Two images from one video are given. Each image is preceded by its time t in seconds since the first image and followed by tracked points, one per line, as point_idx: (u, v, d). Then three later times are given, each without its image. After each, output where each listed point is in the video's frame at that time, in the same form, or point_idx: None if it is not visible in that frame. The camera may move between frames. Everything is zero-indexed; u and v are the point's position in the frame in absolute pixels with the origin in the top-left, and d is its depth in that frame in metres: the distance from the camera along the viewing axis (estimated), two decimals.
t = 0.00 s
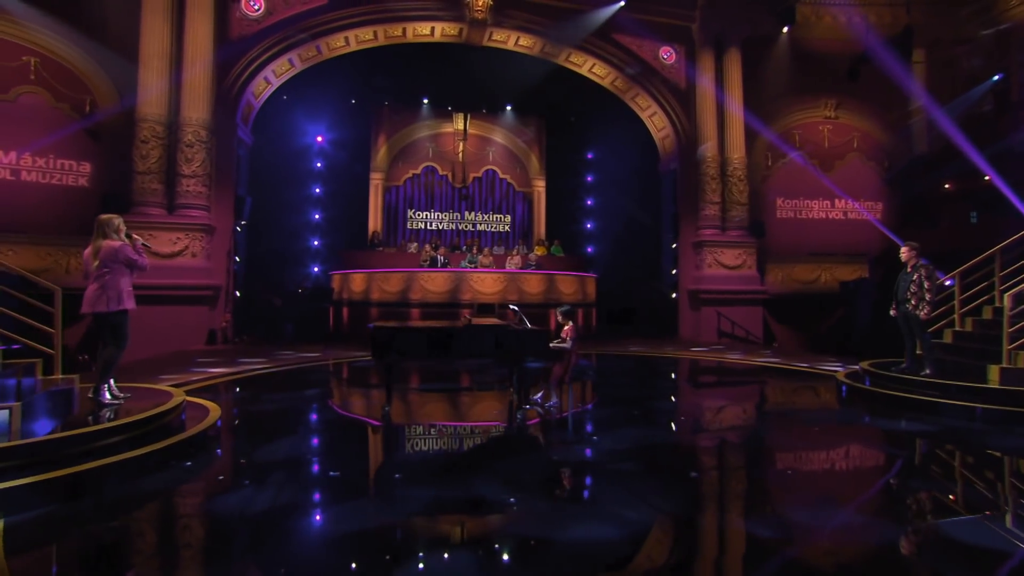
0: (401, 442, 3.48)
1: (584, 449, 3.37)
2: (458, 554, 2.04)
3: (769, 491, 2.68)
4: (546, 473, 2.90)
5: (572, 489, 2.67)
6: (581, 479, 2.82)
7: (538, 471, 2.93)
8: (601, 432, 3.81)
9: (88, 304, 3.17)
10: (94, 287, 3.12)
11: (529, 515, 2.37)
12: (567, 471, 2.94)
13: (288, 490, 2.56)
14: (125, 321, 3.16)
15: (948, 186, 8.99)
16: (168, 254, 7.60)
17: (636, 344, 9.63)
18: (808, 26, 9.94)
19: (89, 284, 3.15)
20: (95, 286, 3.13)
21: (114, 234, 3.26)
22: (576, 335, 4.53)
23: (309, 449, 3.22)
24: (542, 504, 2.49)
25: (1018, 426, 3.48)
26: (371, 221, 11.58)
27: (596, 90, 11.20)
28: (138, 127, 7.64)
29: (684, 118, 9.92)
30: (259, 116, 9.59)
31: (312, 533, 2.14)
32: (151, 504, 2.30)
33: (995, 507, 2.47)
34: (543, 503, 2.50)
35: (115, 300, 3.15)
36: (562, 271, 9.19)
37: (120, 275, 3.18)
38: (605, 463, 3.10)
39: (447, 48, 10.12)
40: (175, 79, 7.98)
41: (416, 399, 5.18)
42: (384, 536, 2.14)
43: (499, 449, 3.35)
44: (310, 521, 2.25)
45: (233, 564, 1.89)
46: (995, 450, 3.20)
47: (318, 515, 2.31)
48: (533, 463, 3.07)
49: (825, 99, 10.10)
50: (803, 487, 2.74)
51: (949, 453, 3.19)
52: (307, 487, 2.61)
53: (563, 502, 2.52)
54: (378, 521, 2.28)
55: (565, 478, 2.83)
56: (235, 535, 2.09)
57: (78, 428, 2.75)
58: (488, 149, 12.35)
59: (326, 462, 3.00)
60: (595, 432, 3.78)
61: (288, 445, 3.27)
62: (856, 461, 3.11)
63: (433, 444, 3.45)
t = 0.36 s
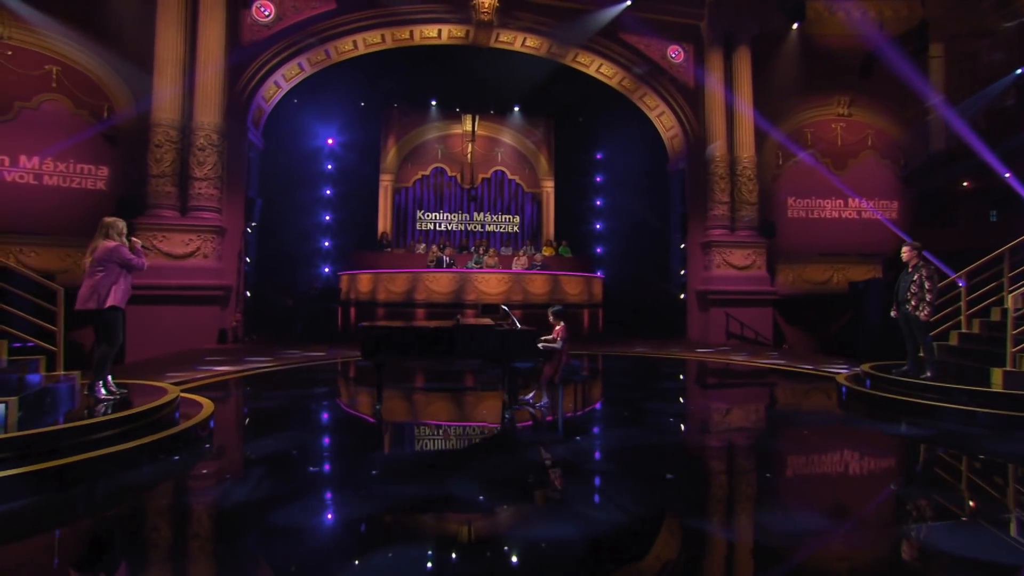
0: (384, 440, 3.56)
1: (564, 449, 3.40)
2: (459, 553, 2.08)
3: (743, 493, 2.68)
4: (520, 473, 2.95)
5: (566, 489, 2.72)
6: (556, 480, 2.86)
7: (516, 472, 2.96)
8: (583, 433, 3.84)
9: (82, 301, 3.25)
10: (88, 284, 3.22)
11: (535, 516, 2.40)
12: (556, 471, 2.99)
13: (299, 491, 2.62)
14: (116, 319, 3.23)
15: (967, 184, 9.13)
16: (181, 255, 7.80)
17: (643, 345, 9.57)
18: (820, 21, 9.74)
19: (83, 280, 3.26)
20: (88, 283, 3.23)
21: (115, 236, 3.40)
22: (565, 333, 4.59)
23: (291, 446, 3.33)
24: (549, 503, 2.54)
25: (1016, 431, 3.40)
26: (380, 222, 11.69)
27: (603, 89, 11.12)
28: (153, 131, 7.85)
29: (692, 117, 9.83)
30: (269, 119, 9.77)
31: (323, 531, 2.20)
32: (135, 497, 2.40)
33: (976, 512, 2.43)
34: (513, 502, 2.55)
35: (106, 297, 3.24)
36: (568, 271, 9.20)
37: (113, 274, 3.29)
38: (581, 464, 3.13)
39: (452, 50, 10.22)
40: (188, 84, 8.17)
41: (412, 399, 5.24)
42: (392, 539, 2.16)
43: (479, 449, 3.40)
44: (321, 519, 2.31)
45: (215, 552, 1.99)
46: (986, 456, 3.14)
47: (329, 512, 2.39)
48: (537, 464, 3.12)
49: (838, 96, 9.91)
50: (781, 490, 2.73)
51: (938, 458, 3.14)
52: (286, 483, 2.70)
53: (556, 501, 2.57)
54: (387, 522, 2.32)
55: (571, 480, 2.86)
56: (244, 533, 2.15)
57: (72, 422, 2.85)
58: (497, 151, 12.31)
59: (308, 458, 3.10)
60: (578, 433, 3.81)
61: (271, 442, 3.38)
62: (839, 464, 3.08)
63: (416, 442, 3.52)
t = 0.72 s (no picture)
0: (372, 439, 3.63)
1: (546, 450, 3.43)
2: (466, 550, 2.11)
3: (724, 496, 2.67)
4: (496, 471, 3.01)
5: (565, 489, 2.75)
6: (538, 478, 2.92)
7: (500, 472, 3.00)
8: (569, 434, 3.86)
9: (82, 300, 3.32)
10: (90, 285, 3.29)
11: (548, 517, 2.42)
12: (549, 471, 3.03)
13: (310, 490, 2.68)
14: (116, 321, 3.30)
15: (990, 180, 8.77)
16: (194, 258, 8.03)
17: (652, 346, 9.48)
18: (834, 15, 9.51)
19: (86, 280, 3.32)
20: (90, 284, 3.30)
21: (120, 240, 3.47)
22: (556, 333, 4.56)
23: (278, 443, 3.43)
24: (565, 504, 2.57)
25: (1018, 436, 3.31)
26: (391, 224, 11.81)
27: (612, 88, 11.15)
28: (168, 137, 8.08)
29: (702, 116, 9.73)
30: (281, 123, 9.95)
31: (334, 528, 2.27)
32: (123, 492, 2.50)
33: (960, 517, 2.38)
34: (489, 499, 2.62)
35: (108, 298, 3.31)
36: (575, 272, 9.17)
37: (116, 276, 3.36)
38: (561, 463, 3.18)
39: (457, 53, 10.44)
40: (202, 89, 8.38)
41: (411, 399, 5.28)
42: (411, 541, 2.18)
43: (463, 448, 3.46)
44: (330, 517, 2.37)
45: (197, 544, 2.08)
46: (980, 461, 3.06)
47: (338, 509, 2.46)
48: (550, 464, 3.15)
49: (853, 92, 9.73)
50: (761, 493, 2.70)
51: (930, 463, 3.07)
52: (271, 480, 2.78)
53: (549, 500, 2.62)
54: (398, 521, 2.36)
55: (575, 482, 2.87)
56: (244, 529, 2.22)
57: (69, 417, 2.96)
58: (507, 152, 12.34)
59: (292, 456, 3.19)
60: (564, 433, 3.83)
61: (261, 439, 3.47)
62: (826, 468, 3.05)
63: (405, 441, 3.59)
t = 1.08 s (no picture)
0: (365, 437, 3.71)
1: (532, 450, 3.45)
2: (477, 553, 2.13)
3: (737, 500, 2.63)
4: (476, 470, 3.05)
5: (554, 490, 2.77)
6: (531, 477, 2.96)
7: (490, 472, 3.03)
8: (556, 434, 3.87)
9: (85, 300, 3.44)
10: (92, 285, 3.41)
11: (559, 518, 2.43)
12: (538, 472, 3.05)
13: (303, 486, 2.74)
14: (116, 322, 3.41)
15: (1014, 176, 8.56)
16: (208, 259, 8.23)
17: (661, 347, 9.40)
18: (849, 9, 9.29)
19: (89, 281, 3.44)
20: (93, 284, 3.41)
21: (124, 243, 3.58)
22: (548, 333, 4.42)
23: (271, 439, 3.51)
24: (576, 506, 2.57)
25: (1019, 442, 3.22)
26: (402, 226, 11.89)
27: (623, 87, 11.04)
28: (183, 141, 8.29)
29: (712, 115, 9.62)
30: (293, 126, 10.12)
31: (343, 524, 2.33)
32: (116, 485, 2.60)
33: (947, 522, 2.34)
34: (474, 498, 2.65)
35: (110, 299, 3.43)
36: (583, 272, 9.14)
37: (118, 277, 3.47)
38: (548, 462, 3.22)
39: (463, 59, 10.79)
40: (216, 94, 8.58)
41: (411, 398, 5.34)
42: (419, 540, 2.21)
43: (452, 447, 3.51)
44: (341, 515, 2.42)
45: (184, 533, 2.18)
46: (974, 466, 2.99)
47: (348, 507, 2.51)
48: (561, 465, 3.16)
49: (870, 87, 9.50)
50: (740, 496, 2.69)
51: (925, 467, 3.01)
52: (259, 475, 2.86)
53: (543, 499, 2.65)
54: (404, 519, 2.41)
55: (572, 482, 2.89)
56: (223, 522, 2.29)
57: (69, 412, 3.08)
58: (517, 152, 12.32)
59: (281, 452, 3.26)
60: (549, 433, 3.84)
61: (255, 436, 3.56)
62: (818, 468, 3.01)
63: (396, 440, 3.65)
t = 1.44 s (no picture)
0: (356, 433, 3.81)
1: (518, 449, 3.49)
2: (488, 552, 2.17)
3: (750, 505, 2.60)
4: (460, 468, 3.11)
5: (543, 490, 2.80)
6: (527, 476, 3.00)
7: (484, 471, 3.08)
8: (542, 433, 3.89)
9: (92, 299, 3.56)
10: (100, 285, 3.52)
11: (569, 518, 2.47)
12: (529, 471, 3.08)
13: (289, 480, 2.83)
14: (122, 320, 3.52)
15: None
16: (224, 260, 8.46)
17: (672, 348, 9.33)
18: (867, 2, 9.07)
19: (97, 280, 3.56)
20: (101, 284, 3.53)
21: (134, 245, 3.67)
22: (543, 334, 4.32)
23: (264, 435, 3.61)
24: (584, 507, 2.60)
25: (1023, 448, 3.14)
26: (416, 227, 11.98)
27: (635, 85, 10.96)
28: (201, 145, 8.52)
29: (725, 114, 9.50)
30: (307, 128, 10.31)
31: (358, 519, 2.41)
32: (115, 477, 2.71)
33: (934, 528, 2.31)
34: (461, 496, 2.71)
35: (116, 298, 3.55)
36: (592, 272, 9.13)
37: (125, 278, 3.59)
38: (538, 462, 3.25)
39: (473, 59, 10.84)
40: (232, 98, 8.79)
41: (414, 397, 5.41)
42: (423, 536, 2.27)
43: (442, 445, 3.57)
44: (355, 512, 2.48)
45: (173, 522, 2.29)
46: (965, 471, 2.93)
47: (362, 504, 2.57)
48: (575, 466, 3.18)
49: (889, 82, 9.25)
50: (710, 497, 2.70)
51: (918, 472, 2.95)
52: (250, 468, 2.96)
53: (536, 497, 2.70)
54: (419, 515, 2.48)
55: (569, 482, 2.92)
56: (206, 512, 2.40)
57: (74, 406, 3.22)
58: (528, 152, 12.42)
59: (272, 448, 3.35)
60: (537, 433, 3.86)
61: (252, 431, 3.67)
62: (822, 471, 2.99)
63: (390, 437, 3.73)
